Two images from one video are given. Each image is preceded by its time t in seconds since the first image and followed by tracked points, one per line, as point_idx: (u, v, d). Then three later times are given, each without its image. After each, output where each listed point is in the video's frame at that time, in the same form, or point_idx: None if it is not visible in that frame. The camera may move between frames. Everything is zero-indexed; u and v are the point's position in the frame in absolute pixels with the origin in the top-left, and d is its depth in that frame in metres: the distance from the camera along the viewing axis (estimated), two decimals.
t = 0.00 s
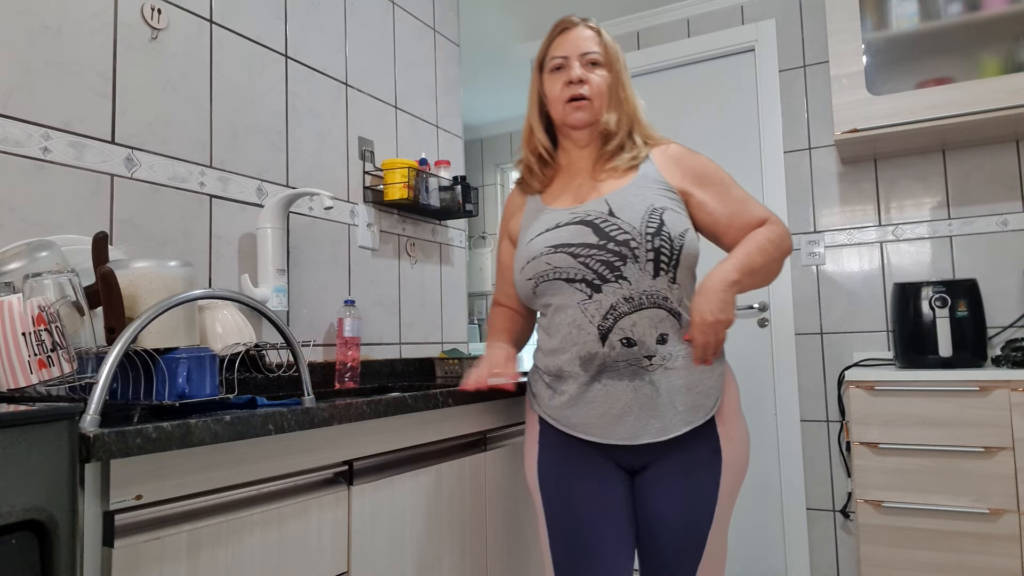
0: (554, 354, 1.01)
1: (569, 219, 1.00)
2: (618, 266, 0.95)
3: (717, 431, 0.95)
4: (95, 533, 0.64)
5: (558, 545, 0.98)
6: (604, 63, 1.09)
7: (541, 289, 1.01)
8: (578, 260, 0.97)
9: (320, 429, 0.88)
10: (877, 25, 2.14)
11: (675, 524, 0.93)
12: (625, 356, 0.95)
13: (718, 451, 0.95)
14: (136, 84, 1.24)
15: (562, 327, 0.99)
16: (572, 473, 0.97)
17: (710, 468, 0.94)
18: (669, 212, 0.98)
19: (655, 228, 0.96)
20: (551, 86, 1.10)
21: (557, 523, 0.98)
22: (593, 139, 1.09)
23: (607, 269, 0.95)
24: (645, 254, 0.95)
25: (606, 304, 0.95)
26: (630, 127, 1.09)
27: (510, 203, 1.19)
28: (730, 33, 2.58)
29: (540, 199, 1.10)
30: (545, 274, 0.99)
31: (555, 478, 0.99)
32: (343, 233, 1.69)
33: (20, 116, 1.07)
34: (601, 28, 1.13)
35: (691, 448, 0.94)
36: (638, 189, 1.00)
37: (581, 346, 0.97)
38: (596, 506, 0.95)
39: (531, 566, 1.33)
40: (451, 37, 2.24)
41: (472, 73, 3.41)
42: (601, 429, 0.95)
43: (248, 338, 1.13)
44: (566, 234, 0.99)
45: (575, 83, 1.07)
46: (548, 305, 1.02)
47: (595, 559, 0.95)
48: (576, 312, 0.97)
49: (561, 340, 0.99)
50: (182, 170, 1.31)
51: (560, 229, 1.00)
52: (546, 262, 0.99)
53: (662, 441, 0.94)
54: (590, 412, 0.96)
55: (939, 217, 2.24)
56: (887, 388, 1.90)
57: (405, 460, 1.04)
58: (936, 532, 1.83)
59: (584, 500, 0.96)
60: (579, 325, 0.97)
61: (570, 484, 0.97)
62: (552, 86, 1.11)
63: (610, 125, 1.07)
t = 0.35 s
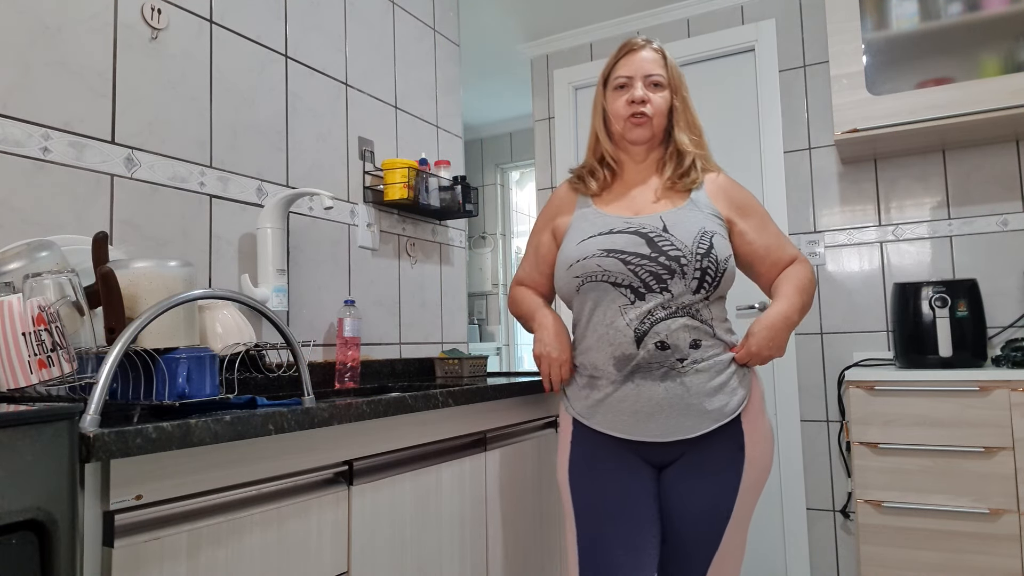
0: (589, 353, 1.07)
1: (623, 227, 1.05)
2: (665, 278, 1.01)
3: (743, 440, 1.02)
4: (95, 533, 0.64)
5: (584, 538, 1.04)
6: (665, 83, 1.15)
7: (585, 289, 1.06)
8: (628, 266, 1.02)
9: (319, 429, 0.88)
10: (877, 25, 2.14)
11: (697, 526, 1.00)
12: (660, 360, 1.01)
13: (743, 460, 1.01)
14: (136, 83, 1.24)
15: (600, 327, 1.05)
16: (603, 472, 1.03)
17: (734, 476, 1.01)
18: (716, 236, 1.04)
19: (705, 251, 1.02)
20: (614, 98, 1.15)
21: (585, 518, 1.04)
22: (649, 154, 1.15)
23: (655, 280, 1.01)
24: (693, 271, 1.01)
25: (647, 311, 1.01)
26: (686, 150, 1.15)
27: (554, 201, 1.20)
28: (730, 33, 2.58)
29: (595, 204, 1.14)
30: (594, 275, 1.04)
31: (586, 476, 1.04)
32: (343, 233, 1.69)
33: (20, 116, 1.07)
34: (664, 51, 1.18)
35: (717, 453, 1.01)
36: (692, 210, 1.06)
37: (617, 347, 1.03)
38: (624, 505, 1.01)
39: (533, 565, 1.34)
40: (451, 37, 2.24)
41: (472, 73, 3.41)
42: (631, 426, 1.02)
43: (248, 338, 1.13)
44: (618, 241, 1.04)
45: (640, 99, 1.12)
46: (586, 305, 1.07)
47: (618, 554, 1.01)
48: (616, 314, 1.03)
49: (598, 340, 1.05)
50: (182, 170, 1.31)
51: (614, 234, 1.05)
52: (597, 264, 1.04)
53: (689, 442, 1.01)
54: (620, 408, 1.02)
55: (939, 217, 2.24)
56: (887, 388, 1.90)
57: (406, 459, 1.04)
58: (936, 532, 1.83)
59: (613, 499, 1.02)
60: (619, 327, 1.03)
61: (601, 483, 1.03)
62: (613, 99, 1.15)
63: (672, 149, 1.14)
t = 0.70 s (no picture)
0: (603, 351, 1.06)
1: (643, 228, 1.06)
2: (683, 281, 1.02)
3: (749, 443, 1.02)
4: (94, 533, 0.64)
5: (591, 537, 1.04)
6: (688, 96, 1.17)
7: (603, 287, 1.05)
8: (649, 266, 1.02)
9: (319, 429, 0.88)
10: (877, 25, 2.14)
11: (701, 526, 1.01)
12: (676, 359, 1.02)
13: (750, 464, 1.01)
14: (136, 84, 1.24)
15: (613, 325, 1.05)
16: (614, 475, 1.03)
17: (739, 478, 1.01)
18: (731, 246, 1.08)
19: (721, 258, 1.05)
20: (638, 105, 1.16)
21: (592, 518, 1.03)
22: (667, 163, 1.17)
23: (675, 281, 1.02)
24: (710, 276, 1.04)
25: (665, 311, 1.02)
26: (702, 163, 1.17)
27: (569, 197, 1.19)
28: (730, 33, 2.58)
29: (613, 208, 1.14)
30: (614, 272, 1.03)
31: (594, 477, 1.04)
32: (343, 233, 1.69)
33: (20, 116, 1.07)
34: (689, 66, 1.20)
35: (725, 456, 1.01)
36: (708, 223, 1.09)
37: (632, 344, 1.03)
38: (631, 506, 1.01)
39: (534, 566, 1.34)
40: (451, 37, 2.24)
41: (473, 73, 3.41)
42: (644, 422, 1.01)
43: (248, 338, 1.13)
44: (639, 241, 1.04)
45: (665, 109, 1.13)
46: (600, 302, 1.06)
47: (624, 554, 1.00)
48: (633, 312, 1.03)
49: (611, 338, 1.05)
50: (182, 170, 1.31)
51: (636, 235, 1.05)
52: (619, 262, 1.03)
53: (695, 441, 1.02)
54: (632, 404, 1.02)
55: (939, 217, 2.24)
56: (887, 388, 1.90)
57: (406, 460, 1.04)
58: (935, 532, 1.83)
59: (621, 501, 1.01)
60: (636, 325, 1.03)
61: (609, 485, 1.02)
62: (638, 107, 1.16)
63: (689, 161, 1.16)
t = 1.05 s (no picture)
0: (600, 353, 1.07)
1: (638, 230, 1.06)
2: (678, 281, 1.02)
3: (749, 442, 1.01)
4: (95, 533, 0.64)
5: (589, 537, 1.04)
6: (695, 100, 1.16)
7: (599, 289, 1.05)
8: (644, 268, 1.02)
9: (319, 429, 0.88)
10: (877, 25, 2.14)
11: (698, 525, 1.01)
12: (670, 358, 1.02)
13: (748, 465, 1.01)
14: (136, 84, 1.24)
15: (610, 327, 1.06)
16: (612, 475, 1.02)
17: (739, 479, 1.00)
18: (726, 246, 1.08)
19: (717, 257, 1.05)
20: (641, 104, 1.16)
21: (590, 518, 1.03)
22: (667, 165, 1.15)
23: (669, 282, 1.02)
24: (705, 276, 1.04)
25: (659, 312, 1.02)
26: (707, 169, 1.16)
27: (569, 198, 1.19)
28: (730, 33, 2.58)
29: (608, 208, 1.14)
30: (609, 274, 1.04)
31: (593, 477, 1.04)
32: (343, 233, 1.69)
33: (20, 116, 1.07)
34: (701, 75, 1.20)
35: (724, 457, 1.01)
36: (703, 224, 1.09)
37: (628, 346, 1.03)
38: (631, 506, 1.01)
39: (535, 565, 1.34)
40: (451, 37, 2.24)
41: (472, 73, 3.41)
42: (642, 423, 1.01)
43: (248, 338, 1.13)
44: (633, 242, 1.04)
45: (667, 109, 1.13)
46: (596, 304, 1.07)
47: (623, 555, 1.00)
48: (627, 315, 1.04)
49: (607, 339, 1.06)
50: (182, 170, 1.31)
51: (631, 238, 1.05)
52: (613, 264, 1.04)
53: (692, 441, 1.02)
54: (629, 404, 1.02)
55: (939, 217, 2.24)
56: (887, 388, 1.90)
57: (406, 460, 1.04)
58: (935, 532, 1.83)
59: (619, 501, 1.01)
60: (630, 328, 1.03)
61: (608, 486, 1.02)
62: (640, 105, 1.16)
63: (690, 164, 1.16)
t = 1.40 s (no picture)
0: (595, 356, 1.08)
1: (630, 231, 1.06)
2: (667, 285, 1.02)
3: (746, 443, 1.01)
4: (95, 533, 0.64)
5: (589, 536, 1.04)
6: (703, 101, 1.15)
7: (588, 292, 1.06)
8: (632, 271, 1.02)
9: (319, 429, 0.88)
10: (877, 25, 2.14)
11: (698, 525, 1.00)
12: (661, 362, 1.02)
13: (745, 465, 1.01)
14: (136, 84, 1.24)
15: (601, 330, 1.06)
16: (612, 475, 1.03)
17: (737, 479, 1.00)
18: (719, 246, 1.07)
19: (708, 258, 1.04)
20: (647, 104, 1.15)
21: (590, 518, 1.04)
22: (667, 165, 1.15)
23: (658, 286, 1.02)
24: (694, 278, 1.03)
25: (650, 315, 1.02)
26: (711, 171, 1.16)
27: (570, 194, 1.21)
28: (730, 33, 2.58)
29: (602, 207, 1.14)
30: (598, 277, 1.04)
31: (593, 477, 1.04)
32: (343, 233, 1.69)
33: (20, 116, 1.07)
34: (713, 76, 1.19)
35: (723, 458, 1.00)
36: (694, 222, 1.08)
37: (620, 350, 1.04)
38: (629, 506, 1.01)
39: (534, 565, 1.34)
40: (451, 37, 2.24)
41: (472, 73, 3.41)
42: (635, 427, 1.01)
43: (248, 338, 1.13)
44: (622, 245, 1.04)
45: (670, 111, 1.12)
46: (587, 307, 1.07)
47: (622, 555, 1.00)
48: (618, 319, 1.04)
49: (600, 343, 1.06)
50: (182, 170, 1.31)
51: (621, 240, 1.05)
52: (602, 268, 1.04)
53: (690, 440, 1.01)
54: (621, 407, 1.03)
55: (939, 217, 2.24)
56: (888, 388, 1.90)
57: (406, 460, 1.04)
58: (936, 532, 1.83)
59: (618, 501, 1.02)
60: (621, 332, 1.04)
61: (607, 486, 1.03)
62: (645, 106, 1.16)
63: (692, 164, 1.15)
